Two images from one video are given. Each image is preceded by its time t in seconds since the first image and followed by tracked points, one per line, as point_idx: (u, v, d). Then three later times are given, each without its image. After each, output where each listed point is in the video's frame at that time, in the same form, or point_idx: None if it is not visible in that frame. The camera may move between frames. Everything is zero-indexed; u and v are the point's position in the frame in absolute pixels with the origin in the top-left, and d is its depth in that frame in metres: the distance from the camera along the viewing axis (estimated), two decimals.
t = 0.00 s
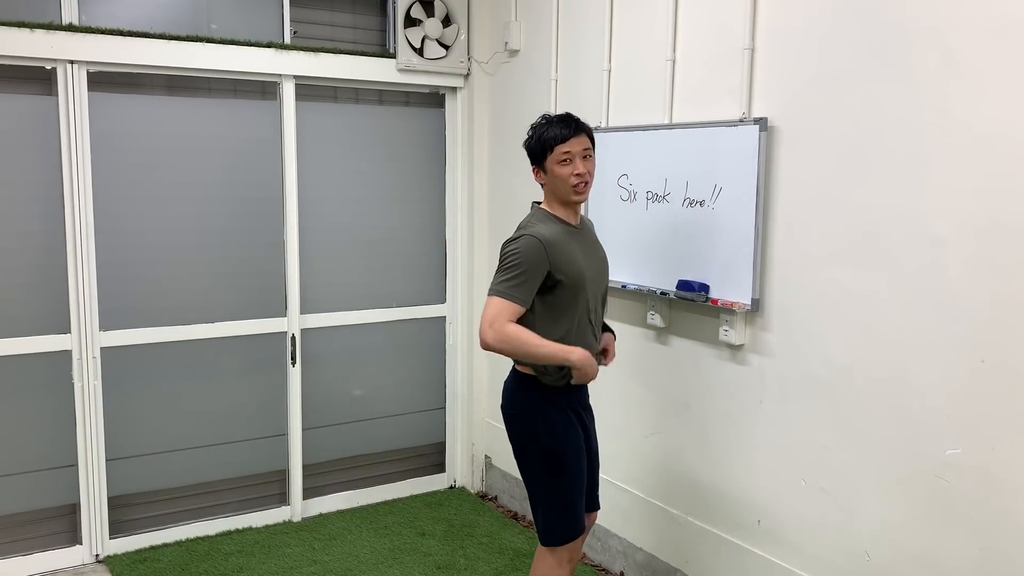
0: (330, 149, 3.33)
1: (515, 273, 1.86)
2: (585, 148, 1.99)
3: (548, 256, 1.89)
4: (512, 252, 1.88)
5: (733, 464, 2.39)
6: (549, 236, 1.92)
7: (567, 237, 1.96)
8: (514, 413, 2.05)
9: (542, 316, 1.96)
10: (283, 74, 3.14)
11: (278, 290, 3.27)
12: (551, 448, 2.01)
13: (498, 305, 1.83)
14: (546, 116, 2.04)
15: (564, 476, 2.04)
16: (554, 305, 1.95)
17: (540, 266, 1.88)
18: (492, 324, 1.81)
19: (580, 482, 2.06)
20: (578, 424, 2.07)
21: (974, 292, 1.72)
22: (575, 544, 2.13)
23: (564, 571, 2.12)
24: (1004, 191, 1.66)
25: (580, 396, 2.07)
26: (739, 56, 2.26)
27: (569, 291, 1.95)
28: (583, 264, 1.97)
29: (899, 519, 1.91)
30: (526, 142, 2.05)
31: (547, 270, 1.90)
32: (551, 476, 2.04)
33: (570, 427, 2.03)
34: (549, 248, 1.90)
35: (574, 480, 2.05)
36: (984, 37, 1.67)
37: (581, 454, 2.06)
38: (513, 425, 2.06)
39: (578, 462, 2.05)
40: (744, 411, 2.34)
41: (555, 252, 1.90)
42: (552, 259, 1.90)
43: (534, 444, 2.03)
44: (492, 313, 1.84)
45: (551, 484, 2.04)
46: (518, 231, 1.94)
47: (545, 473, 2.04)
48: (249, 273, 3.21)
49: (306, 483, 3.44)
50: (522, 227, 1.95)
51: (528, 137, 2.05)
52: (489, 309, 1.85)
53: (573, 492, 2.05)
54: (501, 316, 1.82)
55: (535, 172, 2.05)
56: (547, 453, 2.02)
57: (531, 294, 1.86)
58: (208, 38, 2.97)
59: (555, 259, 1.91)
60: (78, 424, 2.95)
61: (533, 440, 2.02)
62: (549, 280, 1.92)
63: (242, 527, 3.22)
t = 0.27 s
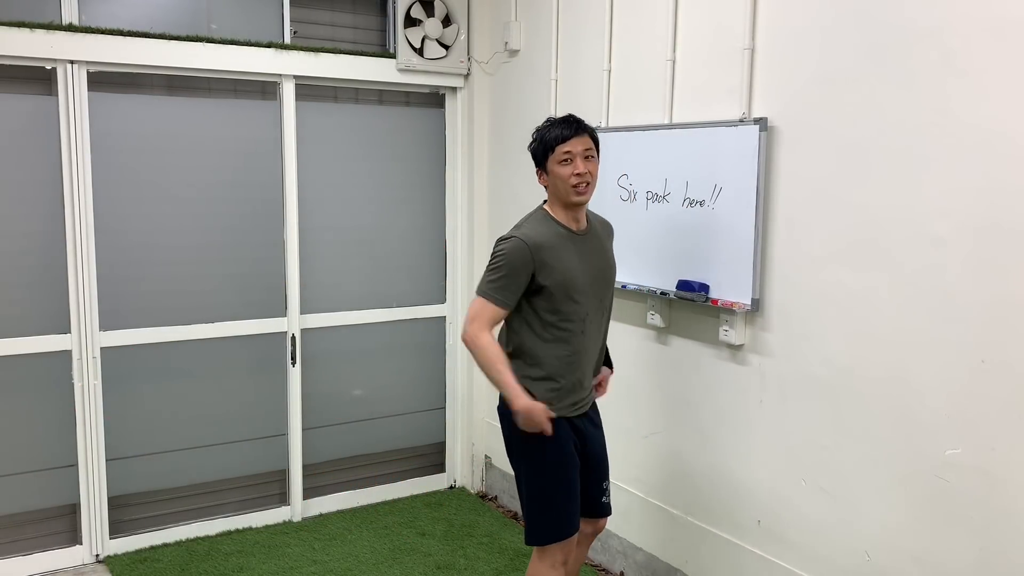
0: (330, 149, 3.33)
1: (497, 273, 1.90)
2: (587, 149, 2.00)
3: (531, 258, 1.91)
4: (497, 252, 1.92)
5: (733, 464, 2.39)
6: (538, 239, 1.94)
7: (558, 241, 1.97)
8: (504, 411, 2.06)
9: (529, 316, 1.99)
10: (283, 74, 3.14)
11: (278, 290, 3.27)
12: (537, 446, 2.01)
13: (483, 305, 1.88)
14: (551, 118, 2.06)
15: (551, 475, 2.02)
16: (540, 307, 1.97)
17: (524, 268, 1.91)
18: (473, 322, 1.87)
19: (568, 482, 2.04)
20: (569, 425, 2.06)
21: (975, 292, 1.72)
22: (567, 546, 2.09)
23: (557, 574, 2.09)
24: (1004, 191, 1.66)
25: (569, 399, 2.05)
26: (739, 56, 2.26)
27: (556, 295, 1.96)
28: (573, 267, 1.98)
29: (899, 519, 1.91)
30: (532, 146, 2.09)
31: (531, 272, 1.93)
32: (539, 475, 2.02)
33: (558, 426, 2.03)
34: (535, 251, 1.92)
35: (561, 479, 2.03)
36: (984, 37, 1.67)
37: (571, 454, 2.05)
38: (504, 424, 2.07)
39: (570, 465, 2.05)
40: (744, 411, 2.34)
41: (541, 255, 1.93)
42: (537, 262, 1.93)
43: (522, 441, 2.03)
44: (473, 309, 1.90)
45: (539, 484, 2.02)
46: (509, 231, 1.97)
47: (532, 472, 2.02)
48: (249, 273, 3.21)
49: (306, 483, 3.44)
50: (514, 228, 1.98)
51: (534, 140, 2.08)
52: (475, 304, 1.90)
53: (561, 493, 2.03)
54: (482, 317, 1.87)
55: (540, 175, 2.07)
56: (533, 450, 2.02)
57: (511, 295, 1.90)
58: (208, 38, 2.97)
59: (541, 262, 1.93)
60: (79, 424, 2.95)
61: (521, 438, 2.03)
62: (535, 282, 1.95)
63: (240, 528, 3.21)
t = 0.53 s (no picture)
0: (330, 149, 3.34)
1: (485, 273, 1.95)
2: (578, 146, 2.01)
3: (519, 257, 1.94)
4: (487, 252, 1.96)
5: (733, 464, 2.39)
6: (528, 239, 1.96)
7: (550, 242, 1.98)
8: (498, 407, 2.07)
9: (524, 317, 2.01)
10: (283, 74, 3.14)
11: (278, 290, 3.27)
12: (528, 442, 2.01)
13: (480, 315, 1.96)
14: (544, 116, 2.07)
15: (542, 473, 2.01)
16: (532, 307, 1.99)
17: (511, 268, 1.94)
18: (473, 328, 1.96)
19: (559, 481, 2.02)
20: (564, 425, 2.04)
21: (975, 292, 1.72)
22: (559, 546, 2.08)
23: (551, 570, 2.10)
24: (1004, 191, 1.66)
25: (566, 397, 2.04)
26: (739, 56, 2.26)
27: (546, 294, 1.98)
28: (563, 265, 1.99)
29: (899, 519, 1.91)
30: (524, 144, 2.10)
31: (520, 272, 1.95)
32: (529, 472, 2.02)
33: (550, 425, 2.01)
34: (524, 251, 1.94)
35: (551, 478, 2.01)
36: (984, 37, 1.67)
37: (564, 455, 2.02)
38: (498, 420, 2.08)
39: (568, 468, 2.03)
40: (744, 411, 2.34)
41: (530, 254, 1.95)
42: (526, 262, 1.95)
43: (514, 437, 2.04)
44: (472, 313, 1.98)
45: (528, 481, 2.02)
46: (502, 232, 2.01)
47: (522, 468, 2.02)
48: (249, 273, 3.21)
49: (306, 483, 3.44)
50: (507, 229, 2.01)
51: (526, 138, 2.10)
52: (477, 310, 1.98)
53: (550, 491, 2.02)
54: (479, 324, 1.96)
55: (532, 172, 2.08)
56: (523, 446, 2.02)
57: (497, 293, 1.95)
58: (208, 38, 2.97)
59: (530, 262, 1.95)
60: (79, 424, 2.95)
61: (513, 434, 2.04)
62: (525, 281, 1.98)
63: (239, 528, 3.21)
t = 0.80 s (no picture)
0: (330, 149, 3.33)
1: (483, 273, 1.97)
2: (575, 148, 2.00)
3: (516, 260, 1.95)
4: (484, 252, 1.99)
5: (733, 464, 2.39)
6: (524, 238, 1.98)
7: (546, 241, 2.00)
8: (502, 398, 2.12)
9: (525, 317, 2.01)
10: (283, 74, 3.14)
11: (278, 290, 3.27)
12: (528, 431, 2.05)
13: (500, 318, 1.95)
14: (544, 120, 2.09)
15: (541, 461, 2.04)
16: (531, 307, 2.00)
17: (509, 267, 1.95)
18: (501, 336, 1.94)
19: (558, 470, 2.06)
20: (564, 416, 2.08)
21: (974, 292, 1.72)
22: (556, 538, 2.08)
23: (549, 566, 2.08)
24: (1004, 192, 1.66)
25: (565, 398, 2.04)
26: (739, 56, 2.26)
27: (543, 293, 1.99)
28: (561, 268, 2.00)
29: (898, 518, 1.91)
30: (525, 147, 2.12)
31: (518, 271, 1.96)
32: (529, 461, 2.05)
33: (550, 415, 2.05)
34: (520, 250, 1.96)
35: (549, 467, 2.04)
36: (984, 37, 1.67)
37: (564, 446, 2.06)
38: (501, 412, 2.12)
39: (553, 461, 2.05)
40: (743, 411, 2.34)
41: (525, 253, 1.96)
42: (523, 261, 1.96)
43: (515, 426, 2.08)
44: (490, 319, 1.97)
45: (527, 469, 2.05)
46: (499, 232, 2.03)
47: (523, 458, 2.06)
48: (248, 273, 3.21)
49: (306, 483, 3.44)
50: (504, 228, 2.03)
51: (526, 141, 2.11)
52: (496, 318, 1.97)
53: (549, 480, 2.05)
54: (506, 326, 1.94)
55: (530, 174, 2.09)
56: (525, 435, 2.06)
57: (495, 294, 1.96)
58: (208, 38, 2.97)
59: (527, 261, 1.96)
60: (79, 424, 2.95)
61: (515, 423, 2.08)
62: (525, 286, 1.98)
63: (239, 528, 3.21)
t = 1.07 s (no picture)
0: (330, 149, 3.33)
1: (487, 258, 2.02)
2: (586, 153, 1.99)
3: (519, 250, 1.99)
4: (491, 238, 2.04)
5: (733, 463, 2.39)
6: (529, 231, 2.02)
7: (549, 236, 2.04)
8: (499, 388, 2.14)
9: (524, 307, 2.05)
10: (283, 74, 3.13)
11: (278, 290, 3.27)
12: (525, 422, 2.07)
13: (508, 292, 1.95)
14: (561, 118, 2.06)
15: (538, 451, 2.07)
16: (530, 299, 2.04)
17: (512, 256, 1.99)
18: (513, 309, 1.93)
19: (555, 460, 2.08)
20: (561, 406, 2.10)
21: (975, 292, 1.72)
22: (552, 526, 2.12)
23: (544, 554, 2.11)
24: (1004, 192, 1.66)
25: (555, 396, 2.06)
26: (739, 56, 2.26)
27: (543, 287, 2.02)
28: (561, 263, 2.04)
29: (899, 519, 1.91)
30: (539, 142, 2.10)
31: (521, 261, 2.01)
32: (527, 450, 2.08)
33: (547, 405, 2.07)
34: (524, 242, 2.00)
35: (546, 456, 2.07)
36: (984, 37, 1.67)
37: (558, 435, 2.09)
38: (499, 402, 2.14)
39: (550, 453, 2.07)
40: (744, 411, 2.34)
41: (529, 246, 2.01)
42: (525, 253, 2.00)
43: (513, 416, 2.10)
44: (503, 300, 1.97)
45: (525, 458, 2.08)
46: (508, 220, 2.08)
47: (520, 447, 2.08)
48: (248, 273, 3.21)
49: (306, 483, 3.44)
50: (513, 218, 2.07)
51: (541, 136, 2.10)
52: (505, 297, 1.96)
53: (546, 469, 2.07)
54: (516, 295, 1.93)
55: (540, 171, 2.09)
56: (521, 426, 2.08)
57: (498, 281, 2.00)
58: (208, 38, 2.97)
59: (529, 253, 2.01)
60: (79, 424, 2.95)
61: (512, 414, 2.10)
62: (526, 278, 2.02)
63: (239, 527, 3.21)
